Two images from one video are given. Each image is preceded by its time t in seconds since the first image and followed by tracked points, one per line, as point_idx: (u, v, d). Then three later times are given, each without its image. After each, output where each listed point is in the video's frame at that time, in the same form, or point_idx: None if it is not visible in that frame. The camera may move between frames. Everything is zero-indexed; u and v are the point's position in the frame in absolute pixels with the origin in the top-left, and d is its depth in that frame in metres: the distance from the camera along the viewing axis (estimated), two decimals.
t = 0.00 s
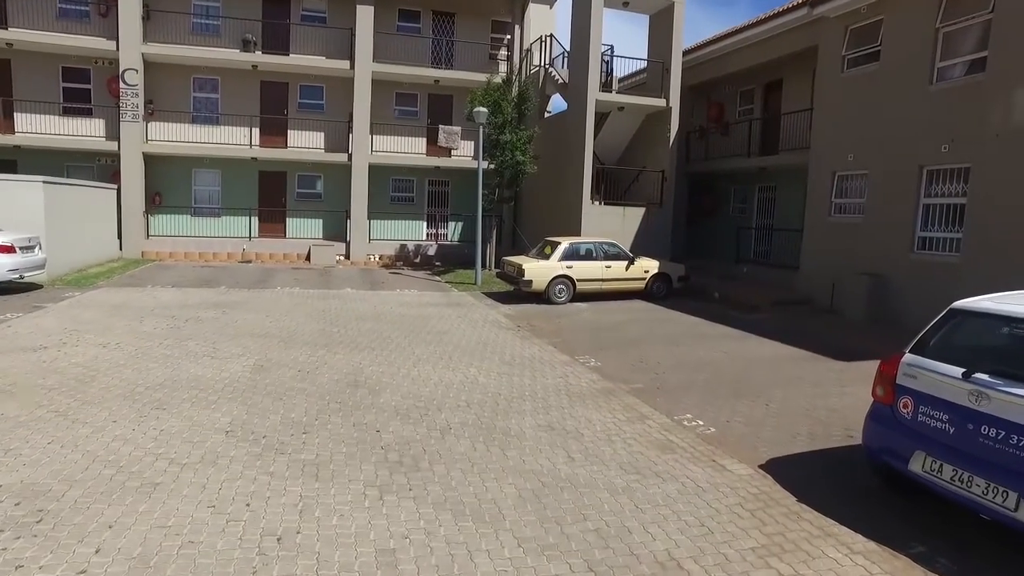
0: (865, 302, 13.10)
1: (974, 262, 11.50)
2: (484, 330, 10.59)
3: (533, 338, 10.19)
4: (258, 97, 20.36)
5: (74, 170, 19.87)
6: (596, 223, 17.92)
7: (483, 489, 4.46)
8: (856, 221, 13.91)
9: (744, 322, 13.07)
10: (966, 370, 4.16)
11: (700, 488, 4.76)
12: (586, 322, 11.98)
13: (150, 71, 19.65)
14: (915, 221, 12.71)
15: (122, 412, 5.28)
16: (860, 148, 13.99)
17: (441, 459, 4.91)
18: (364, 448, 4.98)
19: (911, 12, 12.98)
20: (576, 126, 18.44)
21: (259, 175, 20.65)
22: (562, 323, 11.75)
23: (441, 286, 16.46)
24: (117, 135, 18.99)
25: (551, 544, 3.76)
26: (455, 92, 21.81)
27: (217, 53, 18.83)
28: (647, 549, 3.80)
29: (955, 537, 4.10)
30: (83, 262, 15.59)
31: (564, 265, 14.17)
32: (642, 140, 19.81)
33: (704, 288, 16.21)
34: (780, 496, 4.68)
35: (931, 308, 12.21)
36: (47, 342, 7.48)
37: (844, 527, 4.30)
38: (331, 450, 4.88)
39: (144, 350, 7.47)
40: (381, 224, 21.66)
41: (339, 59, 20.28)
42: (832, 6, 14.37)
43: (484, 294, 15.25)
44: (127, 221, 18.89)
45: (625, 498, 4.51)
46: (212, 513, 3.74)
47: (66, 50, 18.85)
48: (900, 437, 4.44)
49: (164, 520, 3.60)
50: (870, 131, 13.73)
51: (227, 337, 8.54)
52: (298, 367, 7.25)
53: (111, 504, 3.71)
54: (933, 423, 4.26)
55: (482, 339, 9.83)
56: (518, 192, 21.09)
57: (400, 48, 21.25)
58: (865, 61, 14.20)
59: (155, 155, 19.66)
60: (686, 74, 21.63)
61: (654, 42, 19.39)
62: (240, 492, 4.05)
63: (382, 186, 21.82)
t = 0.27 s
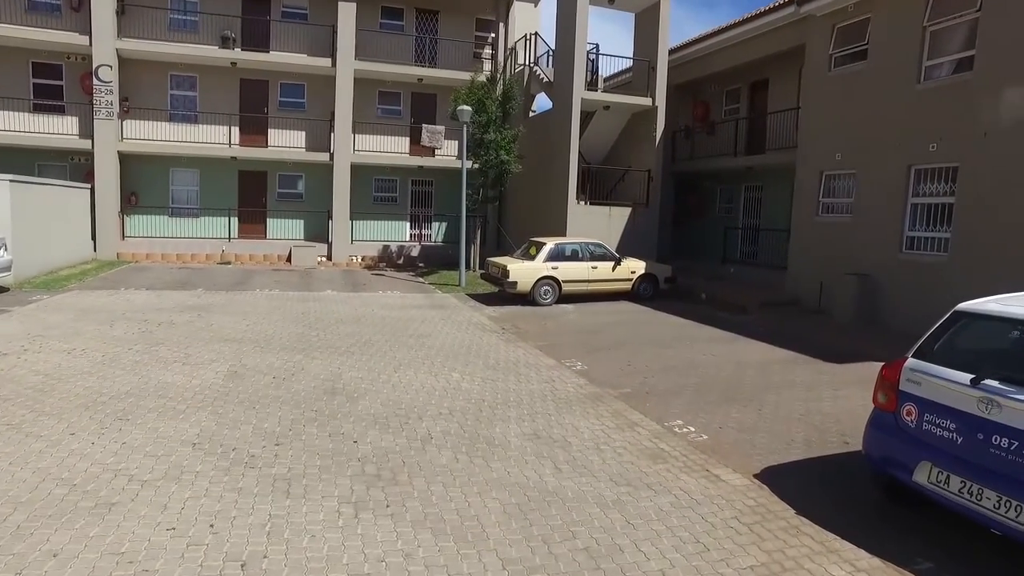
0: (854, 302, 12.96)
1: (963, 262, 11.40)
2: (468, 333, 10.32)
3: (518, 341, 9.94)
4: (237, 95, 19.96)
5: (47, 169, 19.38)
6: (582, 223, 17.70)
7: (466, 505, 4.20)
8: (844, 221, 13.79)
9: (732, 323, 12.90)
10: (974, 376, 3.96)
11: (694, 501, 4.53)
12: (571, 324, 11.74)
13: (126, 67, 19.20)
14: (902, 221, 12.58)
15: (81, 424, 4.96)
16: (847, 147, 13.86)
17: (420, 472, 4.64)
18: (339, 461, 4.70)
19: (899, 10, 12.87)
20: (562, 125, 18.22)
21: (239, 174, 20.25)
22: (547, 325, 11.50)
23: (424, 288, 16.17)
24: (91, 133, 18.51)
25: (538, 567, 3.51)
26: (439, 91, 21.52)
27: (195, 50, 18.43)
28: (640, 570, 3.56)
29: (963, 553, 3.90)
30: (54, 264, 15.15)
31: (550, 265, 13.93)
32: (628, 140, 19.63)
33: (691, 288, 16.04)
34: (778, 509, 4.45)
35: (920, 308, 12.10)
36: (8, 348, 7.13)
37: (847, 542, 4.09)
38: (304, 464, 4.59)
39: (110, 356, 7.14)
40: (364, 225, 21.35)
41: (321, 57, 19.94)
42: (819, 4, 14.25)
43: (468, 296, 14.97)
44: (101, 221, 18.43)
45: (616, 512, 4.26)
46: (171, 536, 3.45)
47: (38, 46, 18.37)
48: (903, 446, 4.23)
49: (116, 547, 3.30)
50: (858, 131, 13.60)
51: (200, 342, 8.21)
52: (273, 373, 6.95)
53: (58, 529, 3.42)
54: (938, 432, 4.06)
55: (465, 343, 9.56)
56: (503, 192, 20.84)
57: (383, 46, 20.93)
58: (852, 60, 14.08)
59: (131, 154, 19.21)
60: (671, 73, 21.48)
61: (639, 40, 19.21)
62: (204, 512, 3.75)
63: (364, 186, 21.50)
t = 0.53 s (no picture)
0: (835, 304, 12.88)
1: (944, 263, 11.35)
2: (446, 337, 10.06)
3: (497, 346, 9.70)
4: (210, 93, 19.51)
5: (10, 168, 18.81)
6: (562, 224, 17.50)
7: (441, 525, 3.95)
8: (825, 222, 13.71)
9: (714, 325, 12.76)
10: (972, 386, 3.79)
11: (681, 517, 4.32)
12: (551, 327, 11.52)
13: (93, 63, 18.67)
14: (883, 221, 12.52)
15: (29, 441, 4.64)
16: (827, 148, 13.79)
17: (392, 489, 4.39)
18: (307, 479, 4.43)
19: (879, 10, 12.82)
20: (541, 125, 18.00)
21: (212, 174, 19.79)
22: (527, 329, 11.27)
23: (402, 290, 15.87)
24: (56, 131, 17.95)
25: None
26: (417, 90, 21.23)
27: (167, 46, 17.98)
28: None
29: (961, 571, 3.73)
30: (17, 266, 14.64)
31: (529, 267, 13.71)
32: (608, 140, 19.47)
33: (672, 290, 15.89)
34: (769, 525, 4.26)
35: (901, 310, 12.03)
36: None
37: (841, 559, 3.90)
38: (269, 482, 4.31)
39: (68, 365, 6.79)
40: (340, 226, 20.99)
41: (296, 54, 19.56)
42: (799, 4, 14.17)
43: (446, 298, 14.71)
44: (68, 222, 17.90)
45: (600, 531, 4.04)
46: (116, 569, 3.16)
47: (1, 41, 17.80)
48: (898, 458, 4.06)
49: None
50: (839, 131, 13.53)
51: (166, 349, 7.89)
52: (241, 382, 6.65)
53: None
54: (936, 444, 3.89)
55: (443, 347, 9.30)
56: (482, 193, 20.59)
57: (360, 43, 20.58)
58: (832, 60, 14.02)
59: (99, 152, 18.69)
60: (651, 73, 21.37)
61: (619, 40, 19.07)
62: (157, 539, 3.46)
63: (341, 186, 21.14)
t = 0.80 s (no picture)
0: (813, 304, 12.81)
1: (921, 263, 11.31)
2: (420, 341, 9.78)
3: (472, 349, 9.44)
4: (177, 89, 19.01)
5: None
6: (538, 225, 17.28)
7: (412, 545, 3.68)
8: (802, 222, 13.63)
9: (692, 326, 12.62)
10: (970, 392, 3.62)
11: (667, 531, 4.10)
12: (528, 329, 11.28)
13: (53, 58, 18.06)
14: (860, 221, 12.46)
15: None
16: (804, 147, 13.72)
17: (360, 506, 4.11)
18: (268, 496, 4.13)
19: (854, 10, 12.77)
20: (517, 124, 17.77)
21: (179, 173, 19.28)
22: (503, 331, 11.01)
23: (375, 292, 15.53)
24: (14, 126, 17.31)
25: None
26: (391, 88, 20.89)
27: (132, 40, 17.45)
28: None
29: None
30: None
31: (505, 268, 13.47)
32: (584, 139, 19.30)
33: (650, 290, 15.74)
34: (759, 540, 4.05)
35: (879, 310, 11.98)
36: None
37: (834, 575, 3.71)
38: (226, 500, 4.01)
39: (16, 373, 6.40)
40: (312, 227, 20.59)
41: (266, 51, 19.12)
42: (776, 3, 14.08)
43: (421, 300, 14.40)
44: (27, 222, 17.29)
45: (582, 548, 3.81)
46: None
47: None
48: (892, 467, 3.88)
49: None
50: (815, 131, 13.46)
51: (124, 355, 7.51)
52: (203, 390, 6.32)
53: None
54: (932, 453, 3.71)
55: (416, 351, 9.01)
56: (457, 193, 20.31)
57: (332, 40, 20.21)
58: (808, 60, 13.96)
59: (59, 150, 18.08)
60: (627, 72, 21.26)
61: (596, 38, 18.90)
62: (96, 570, 3.15)
63: (313, 186, 20.73)
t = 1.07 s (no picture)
0: (795, 306, 12.70)
1: (903, 264, 11.23)
2: (396, 345, 9.51)
3: (450, 354, 9.18)
4: (146, 86, 18.53)
5: None
6: (517, 225, 17.05)
7: (382, 572, 3.41)
8: (782, 223, 13.52)
9: (673, 328, 12.46)
10: (972, 402, 3.44)
11: (655, 550, 3.89)
12: (507, 333, 11.04)
13: (16, 52, 17.48)
14: (841, 222, 12.35)
15: None
16: (784, 147, 13.62)
17: (328, 527, 3.84)
18: (228, 518, 3.84)
19: (834, 10, 12.68)
20: (495, 123, 17.53)
21: (149, 172, 18.80)
22: (482, 335, 10.76)
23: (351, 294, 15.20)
24: None
25: None
26: (367, 87, 20.55)
27: (99, 34, 16.94)
28: None
29: None
30: None
31: (484, 269, 13.22)
32: (563, 139, 19.11)
33: (630, 292, 15.58)
34: (750, 558, 3.86)
35: (860, 311, 11.90)
36: None
37: None
38: (181, 523, 3.71)
39: None
40: (287, 228, 20.18)
41: (239, 47, 18.70)
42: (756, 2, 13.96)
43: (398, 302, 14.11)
44: None
45: (564, 571, 3.58)
46: None
47: None
48: (890, 481, 3.70)
49: None
50: (796, 131, 13.34)
51: (83, 362, 7.15)
52: (165, 400, 6.00)
53: None
54: (933, 466, 3.53)
55: (391, 357, 8.73)
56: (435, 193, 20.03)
57: (307, 38, 19.83)
58: (788, 60, 13.86)
59: (22, 148, 17.51)
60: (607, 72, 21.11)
61: (575, 37, 18.72)
62: None
63: (288, 186, 20.33)
